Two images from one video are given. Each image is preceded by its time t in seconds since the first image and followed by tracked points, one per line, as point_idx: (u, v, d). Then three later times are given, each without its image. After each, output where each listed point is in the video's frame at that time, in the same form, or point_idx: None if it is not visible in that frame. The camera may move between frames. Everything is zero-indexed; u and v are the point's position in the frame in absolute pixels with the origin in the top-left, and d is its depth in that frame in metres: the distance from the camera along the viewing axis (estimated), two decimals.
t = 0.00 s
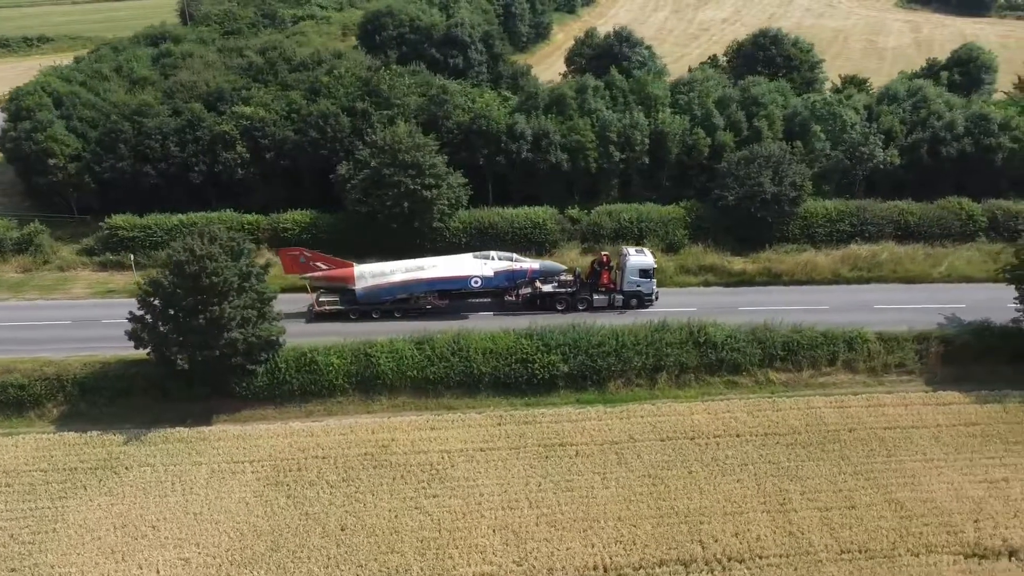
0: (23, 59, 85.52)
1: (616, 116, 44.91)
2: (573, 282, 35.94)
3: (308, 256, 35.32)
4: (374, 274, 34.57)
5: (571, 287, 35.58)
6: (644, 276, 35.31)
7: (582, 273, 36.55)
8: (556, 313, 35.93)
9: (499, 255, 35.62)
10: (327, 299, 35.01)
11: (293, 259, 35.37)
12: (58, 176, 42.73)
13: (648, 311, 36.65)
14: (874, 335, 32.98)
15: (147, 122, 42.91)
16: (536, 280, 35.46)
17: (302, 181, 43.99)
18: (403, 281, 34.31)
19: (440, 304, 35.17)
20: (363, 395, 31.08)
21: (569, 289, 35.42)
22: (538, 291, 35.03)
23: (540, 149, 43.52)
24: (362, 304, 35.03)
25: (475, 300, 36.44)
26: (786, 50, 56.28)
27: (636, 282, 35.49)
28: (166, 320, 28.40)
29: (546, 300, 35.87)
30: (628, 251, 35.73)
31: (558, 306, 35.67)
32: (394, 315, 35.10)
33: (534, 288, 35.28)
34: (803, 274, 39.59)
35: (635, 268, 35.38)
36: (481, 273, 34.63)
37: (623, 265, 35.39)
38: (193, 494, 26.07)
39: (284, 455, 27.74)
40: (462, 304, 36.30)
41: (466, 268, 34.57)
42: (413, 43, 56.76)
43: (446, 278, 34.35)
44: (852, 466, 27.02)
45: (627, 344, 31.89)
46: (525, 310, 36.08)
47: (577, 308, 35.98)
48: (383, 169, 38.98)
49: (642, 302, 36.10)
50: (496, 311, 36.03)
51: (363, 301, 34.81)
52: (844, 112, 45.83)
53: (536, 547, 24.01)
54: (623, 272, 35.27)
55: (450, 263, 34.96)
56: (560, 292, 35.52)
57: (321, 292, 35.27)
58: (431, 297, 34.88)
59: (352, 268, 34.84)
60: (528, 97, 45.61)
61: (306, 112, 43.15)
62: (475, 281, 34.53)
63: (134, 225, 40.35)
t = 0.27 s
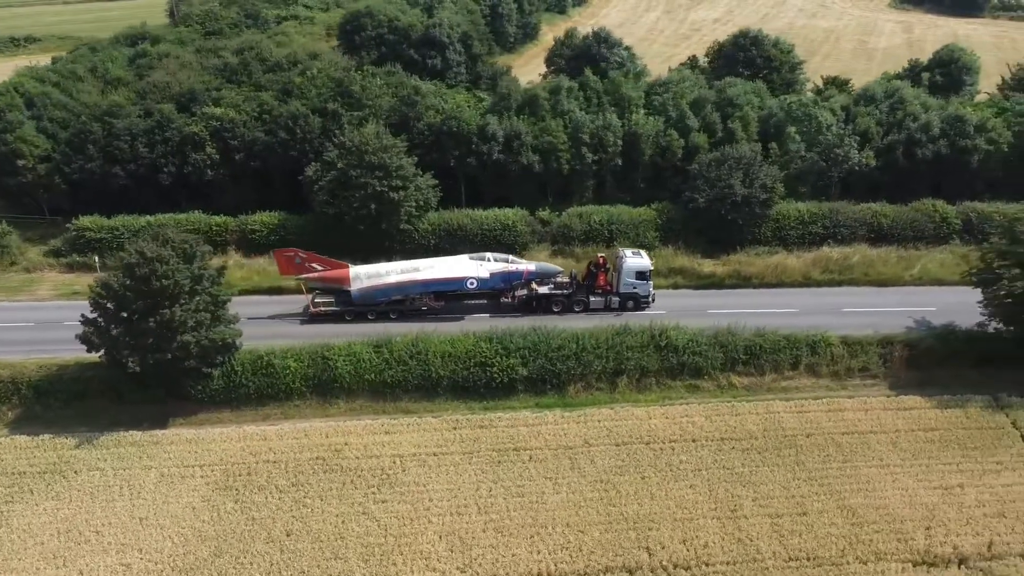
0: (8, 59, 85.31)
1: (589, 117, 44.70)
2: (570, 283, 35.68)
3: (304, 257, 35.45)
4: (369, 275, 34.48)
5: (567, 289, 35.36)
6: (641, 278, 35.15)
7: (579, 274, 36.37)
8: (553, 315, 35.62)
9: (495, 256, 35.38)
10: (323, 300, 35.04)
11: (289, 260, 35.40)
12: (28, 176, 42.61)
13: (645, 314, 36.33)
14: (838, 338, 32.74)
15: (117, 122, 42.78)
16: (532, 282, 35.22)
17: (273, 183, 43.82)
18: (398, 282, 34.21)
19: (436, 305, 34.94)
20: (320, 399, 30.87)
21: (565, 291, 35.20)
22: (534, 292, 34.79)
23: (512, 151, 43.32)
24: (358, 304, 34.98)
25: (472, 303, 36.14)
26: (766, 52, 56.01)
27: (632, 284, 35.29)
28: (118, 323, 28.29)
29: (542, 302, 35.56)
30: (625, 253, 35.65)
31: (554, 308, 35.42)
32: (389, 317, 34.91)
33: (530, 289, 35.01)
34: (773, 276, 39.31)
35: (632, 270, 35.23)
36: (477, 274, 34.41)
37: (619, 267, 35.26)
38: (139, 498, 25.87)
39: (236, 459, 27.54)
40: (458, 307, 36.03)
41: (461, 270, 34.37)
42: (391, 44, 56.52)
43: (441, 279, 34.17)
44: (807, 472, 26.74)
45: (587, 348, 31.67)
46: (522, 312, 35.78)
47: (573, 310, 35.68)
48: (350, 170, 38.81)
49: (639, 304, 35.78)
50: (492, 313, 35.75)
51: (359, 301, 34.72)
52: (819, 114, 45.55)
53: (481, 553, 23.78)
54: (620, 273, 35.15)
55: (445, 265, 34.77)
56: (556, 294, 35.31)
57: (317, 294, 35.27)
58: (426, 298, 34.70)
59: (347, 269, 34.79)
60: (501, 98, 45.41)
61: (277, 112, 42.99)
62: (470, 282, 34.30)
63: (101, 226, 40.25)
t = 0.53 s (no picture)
0: None
1: (561, 118, 44.45)
2: (567, 285, 35.38)
3: (300, 258, 35.23)
4: (365, 276, 34.27)
5: (564, 290, 35.10)
6: (638, 280, 34.86)
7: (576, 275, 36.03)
8: (549, 317, 35.38)
9: (491, 257, 35.12)
10: (318, 300, 34.83)
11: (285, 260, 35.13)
12: None
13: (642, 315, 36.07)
14: (801, 342, 32.46)
15: (86, 123, 42.62)
16: (529, 283, 34.97)
17: (244, 183, 43.62)
18: (394, 283, 34.01)
19: (432, 306, 34.72)
20: (277, 402, 30.68)
21: (562, 292, 34.93)
22: (531, 294, 34.55)
23: (483, 152, 43.12)
24: (353, 305, 34.73)
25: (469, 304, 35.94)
26: (746, 53, 55.70)
27: (629, 285, 34.98)
28: (68, 325, 28.15)
29: (538, 303, 35.31)
30: (622, 254, 35.31)
31: (551, 310, 35.18)
32: (384, 317, 34.70)
33: (526, 291, 34.77)
34: (742, 279, 39.01)
35: (629, 271, 34.89)
36: (474, 275, 34.18)
37: (616, 268, 34.91)
38: (85, 503, 25.66)
39: (186, 463, 27.33)
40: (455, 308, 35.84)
41: (457, 271, 34.16)
42: (369, 44, 56.26)
43: (437, 280, 33.95)
44: (760, 477, 26.48)
45: (547, 350, 31.44)
46: (519, 313, 35.57)
47: (570, 311, 35.44)
48: (316, 171, 38.61)
49: (636, 305, 35.52)
50: (489, 314, 35.57)
51: (354, 302, 34.50)
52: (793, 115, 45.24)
53: (425, 560, 23.56)
54: (617, 275, 34.84)
55: (441, 266, 34.53)
56: (553, 295, 35.03)
57: (312, 294, 35.04)
58: (422, 299, 34.47)
59: (342, 270, 34.54)
60: (473, 99, 45.19)
61: (247, 113, 42.81)
62: (466, 283, 34.09)
63: (68, 227, 40.08)
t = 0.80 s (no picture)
0: None
1: (533, 119, 44.19)
2: (564, 286, 35.35)
3: (296, 259, 35.41)
4: (361, 277, 34.22)
5: (561, 292, 35.07)
6: (635, 282, 34.99)
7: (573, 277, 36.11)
8: (547, 318, 35.39)
9: (488, 259, 35.03)
10: (314, 301, 34.73)
11: (281, 260, 35.26)
12: None
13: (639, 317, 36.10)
14: (763, 345, 32.23)
15: (55, 123, 42.43)
16: (526, 285, 34.94)
17: (214, 184, 43.47)
18: (391, 284, 33.98)
19: (429, 307, 34.68)
20: (233, 405, 30.50)
21: (560, 294, 34.94)
22: (528, 295, 34.55)
23: (453, 153, 42.90)
24: (349, 306, 34.69)
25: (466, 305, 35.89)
26: (726, 53, 55.36)
27: (627, 287, 35.08)
28: (18, 327, 28.10)
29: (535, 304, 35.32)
30: (619, 256, 35.43)
31: (547, 312, 35.18)
32: (381, 319, 34.68)
33: (524, 293, 34.76)
34: (711, 281, 38.76)
35: (627, 273, 34.99)
36: (470, 277, 34.16)
37: (613, 270, 35.02)
38: (31, 507, 25.49)
39: (136, 466, 27.15)
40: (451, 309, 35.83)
41: (455, 272, 34.15)
42: (347, 44, 56.01)
43: (434, 281, 33.94)
44: (712, 482, 26.23)
45: (505, 353, 31.20)
46: (516, 315, 35.60)
47: (567, 313, 35.45)
48: (282, 172, 38.42)
49: (634, 307, 35.56)
50: (486, 316, 35.61)
51: (350, 303, 34.46)
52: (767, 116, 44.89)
53: (366, 565, 23.35)
54: (614, 277, 34.97)
55: (439, 267, 34.49)
56: (550, 296, 35.00)
57: (308, 295, 34.97)
58: (419, 301, 34.44)
59: (339, 271, 34.48)
60: (446, 100, 44.94)
61: (216, 113, 42.63)
62: (463, 285, 34.07)
63: (33, 227, 39.88)
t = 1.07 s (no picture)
0: None
1: (504, 119, 43.89)
2: (561, 288, 35.36)
3: (293, 260, 35.10)
4: (359, 278, 34.15)
5: (559, 293, 35.08)
6: (634, 283, 35.07)
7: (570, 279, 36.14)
8: (544, 320, 35.42)
9: (485, 260, 35.01)
10: (312, 302, 34.75)
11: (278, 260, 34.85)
12: None
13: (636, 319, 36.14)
14: (724, 349, 32.03)
15: (23, 122, 42.19)
16: (524, 286, 34.95)
17: (184, 185, 43.35)
18: (388, 285, 33.93)
19: (426, 308, 34.67)
20: (189, 407, 30.34)
21: (558, 296, 34.96)
22: (526, 297, 34.57)
23: (423, 154, 42.67)
24: (346, 307, 34.66)
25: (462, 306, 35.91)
26: (705, 54, 54.99)
27: (625, 289, 35.14)
28: None
29: (533, 306, 35.36)
30: (617, 258, 35.46)
31: (545, 313, 35.20)
32: (378, 320, 34.66)
33: (521, 294, 34.76)
34: (679, 283, 38.52)
35: (625, 275, 35.05)
36: (468, 278, 34.16)
37: (611, 272, 35.08)
38: None
39: (85, 470, 26.96)
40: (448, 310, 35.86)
41: (452, 273, 34.14)
42: (325, 44, 55.75)
43: (430, 283, 33.92)
44: (662, 487, 26.01)
45: (463, 357, 31.02)
46: (513, 316, 35.66)
47: (565, 314, 35.48)
48: (248, 173, 38.24)
49: (631, 309, 35.64)
50: (483, 317, 35.65)
51: (347, 304, 34.42)
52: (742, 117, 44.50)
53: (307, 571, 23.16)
54: (613, 278, 35.05)
55: (436, 268, 34.46)
56: (547, 298, 35.02)
57: (306, 295, 34.96)
58: (416, 302, 34.43)
59: (337, 272, 34.42)
60: (417, 100, 44.67)
61: (185, 114, 42.43)
62: (460, 286, 34.07)
63: None
